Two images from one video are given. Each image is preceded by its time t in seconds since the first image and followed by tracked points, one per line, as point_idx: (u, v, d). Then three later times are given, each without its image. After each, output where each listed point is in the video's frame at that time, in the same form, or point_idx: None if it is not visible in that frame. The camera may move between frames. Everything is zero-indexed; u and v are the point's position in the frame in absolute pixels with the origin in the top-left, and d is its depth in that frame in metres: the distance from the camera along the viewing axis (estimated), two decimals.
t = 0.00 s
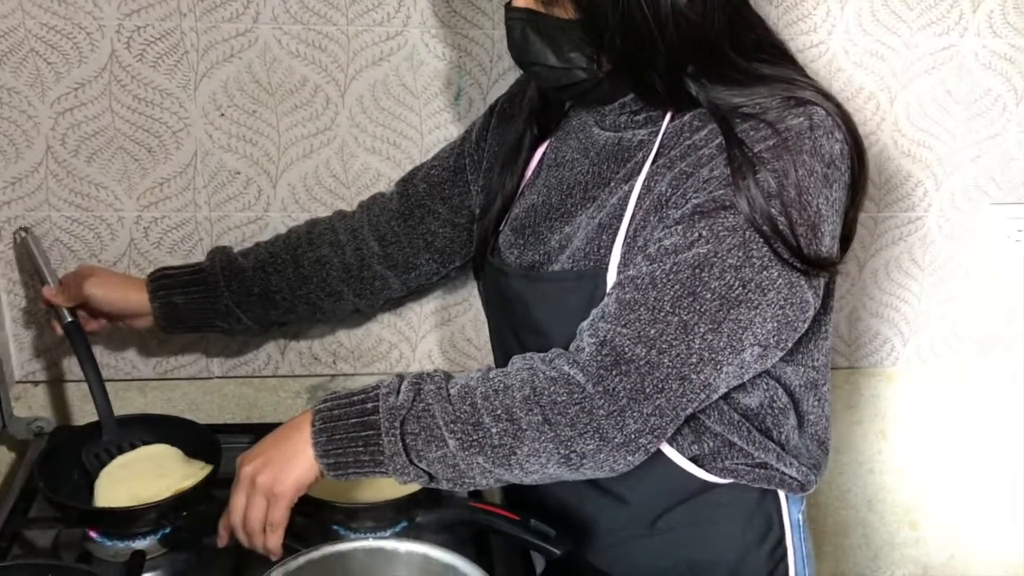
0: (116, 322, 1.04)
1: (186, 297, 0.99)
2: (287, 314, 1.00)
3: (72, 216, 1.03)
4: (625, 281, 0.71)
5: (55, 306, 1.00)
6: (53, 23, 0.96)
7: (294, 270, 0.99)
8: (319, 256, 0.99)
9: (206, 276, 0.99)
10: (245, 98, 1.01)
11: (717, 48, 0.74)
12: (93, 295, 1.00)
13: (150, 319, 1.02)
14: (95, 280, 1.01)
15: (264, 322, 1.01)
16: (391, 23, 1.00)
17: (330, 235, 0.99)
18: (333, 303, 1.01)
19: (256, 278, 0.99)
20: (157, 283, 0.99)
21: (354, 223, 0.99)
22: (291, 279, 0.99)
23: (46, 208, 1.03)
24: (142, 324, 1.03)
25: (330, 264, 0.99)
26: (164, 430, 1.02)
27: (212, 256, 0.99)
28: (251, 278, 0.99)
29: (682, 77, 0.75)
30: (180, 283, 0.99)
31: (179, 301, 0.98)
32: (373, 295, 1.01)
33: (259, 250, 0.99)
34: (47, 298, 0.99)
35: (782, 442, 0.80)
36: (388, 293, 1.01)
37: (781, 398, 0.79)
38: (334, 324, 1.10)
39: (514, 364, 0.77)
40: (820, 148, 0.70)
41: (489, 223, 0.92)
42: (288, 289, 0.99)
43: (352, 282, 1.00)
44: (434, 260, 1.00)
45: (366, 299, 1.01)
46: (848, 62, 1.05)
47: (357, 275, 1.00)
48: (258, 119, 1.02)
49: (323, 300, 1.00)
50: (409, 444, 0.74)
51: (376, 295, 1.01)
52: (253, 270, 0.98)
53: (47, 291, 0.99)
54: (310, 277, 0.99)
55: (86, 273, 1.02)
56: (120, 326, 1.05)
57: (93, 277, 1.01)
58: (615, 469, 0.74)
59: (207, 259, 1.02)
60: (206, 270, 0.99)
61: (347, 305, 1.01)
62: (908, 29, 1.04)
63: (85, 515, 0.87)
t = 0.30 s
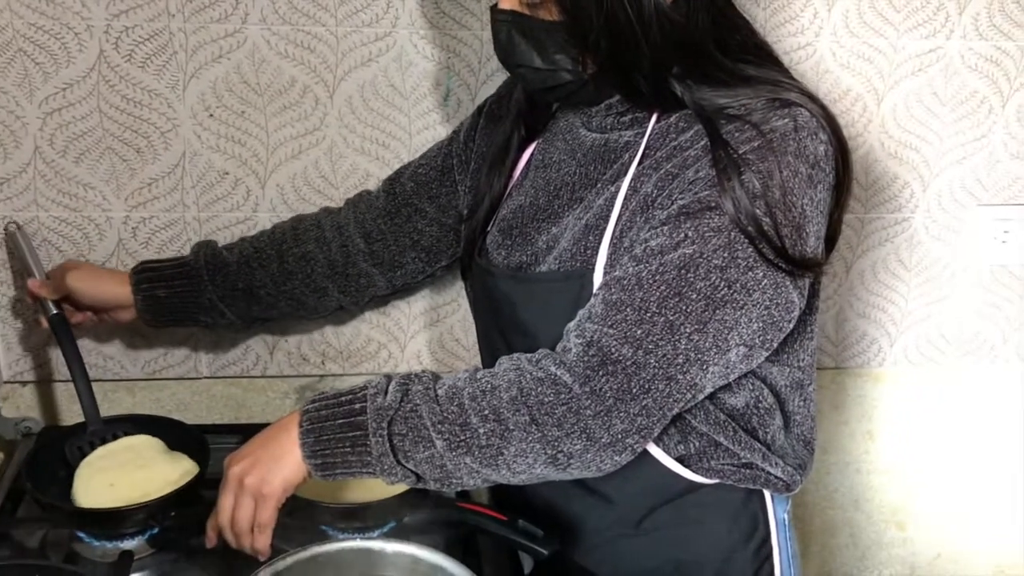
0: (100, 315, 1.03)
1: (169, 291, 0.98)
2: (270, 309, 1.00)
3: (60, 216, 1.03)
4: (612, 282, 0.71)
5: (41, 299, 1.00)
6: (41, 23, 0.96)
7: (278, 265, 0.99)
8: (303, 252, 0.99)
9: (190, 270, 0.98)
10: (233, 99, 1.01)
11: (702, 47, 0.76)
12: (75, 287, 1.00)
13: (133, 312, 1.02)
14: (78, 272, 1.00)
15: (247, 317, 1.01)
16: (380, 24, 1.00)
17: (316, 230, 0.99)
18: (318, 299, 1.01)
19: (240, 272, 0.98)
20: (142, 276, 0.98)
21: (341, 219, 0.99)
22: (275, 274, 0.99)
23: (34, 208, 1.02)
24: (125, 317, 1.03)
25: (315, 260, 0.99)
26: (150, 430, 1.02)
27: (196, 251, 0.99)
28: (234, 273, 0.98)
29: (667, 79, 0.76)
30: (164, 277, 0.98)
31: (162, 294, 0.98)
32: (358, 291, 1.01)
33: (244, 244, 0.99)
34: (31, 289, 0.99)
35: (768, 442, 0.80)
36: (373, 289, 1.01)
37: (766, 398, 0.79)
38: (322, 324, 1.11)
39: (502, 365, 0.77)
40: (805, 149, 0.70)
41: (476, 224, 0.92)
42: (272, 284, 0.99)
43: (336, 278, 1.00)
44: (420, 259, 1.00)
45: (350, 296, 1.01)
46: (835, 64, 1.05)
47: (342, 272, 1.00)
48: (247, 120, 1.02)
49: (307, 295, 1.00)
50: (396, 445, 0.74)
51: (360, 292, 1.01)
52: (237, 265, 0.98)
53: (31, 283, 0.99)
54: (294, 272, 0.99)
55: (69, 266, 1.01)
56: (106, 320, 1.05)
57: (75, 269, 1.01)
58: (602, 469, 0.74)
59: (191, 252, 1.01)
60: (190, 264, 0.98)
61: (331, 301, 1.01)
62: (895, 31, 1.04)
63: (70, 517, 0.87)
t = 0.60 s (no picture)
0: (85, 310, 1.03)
1: (155, 287, 0.98)
2: (256, 306, 1.01)
3: (51, 218, 1.03)
4: (601, 285, 0.71)
5: (27, 293, 0.99)
6: (31, 25, 0.96)
7: (265, 263, 0.99)
8: (291, 250, 0.99)
9: (176, 267, 0.98)
10: (224, 101, 1.01)
11: (692, 54, 0.76)
12: (61, 283, 0.99)
13: (120, 308, 1.02)
14: (65, 267, 1.00)
15: (233, 314, 1.01)
16: (370, 27, 1.00)
17: (303, 227, 0.99)
18: (305, 297, 1.01)
19: (228, 269, 0.99)
20: (128, 272, 0.98)
21: (329, 217, 0.99)
22: (262, 271, 0.99)
23: (24, 210, 1.02)
24: (111, 313, 1.02)
25: (303, 257, 0.99)
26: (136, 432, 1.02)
27: (183, 248, 0.99)
28: (221, 271, 0.98)
29: (657, 82, 0.76)
30: (150, 274, 0.98)
31: (148, 291, 0.98)
32: (346, 289, 1.01)
33: (230, 242, 0.99)
34: (18, 284, 0.98)
35: (756, 443, 0.81)
36: (360, 288, 1.01)
37: (755, 399, 0.80)
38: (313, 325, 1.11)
39: (493, 368, 0.77)
40: (794, 152, 0.71)
41: (466, 227, 0.92)
42: (260, 281, 0.99)
43: (324, 276, 1.00)
44: (409, 258, 1.00)
45: (337, 294, 1.01)
46: (823, 67, 1.06)
47: (329, 270, 1.00)
48: (237, 122, 1.02)
49: (294, 293, 1.00)
50: (389, 451, 0.74)
51: (348, 290, 1.01)
52: (224, 262, 0.98)
53: (19, 278, 0.97)
54: (281, 269, 0.99)
55: (56, 260, 1.01)
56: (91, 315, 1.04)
57: (61, 264, 1.00)
58: (593, 470, 0.74)
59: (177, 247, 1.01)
60: (176, 261, 0.98)
61: (319, 299, 1.01)
62: (882, 35, 1.05)
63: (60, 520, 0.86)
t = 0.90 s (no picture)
0: (77, 307, 1.03)
1: (147, 283, 0.98)
2: (249, 303, 1.00)
3: (46, 219, 1.03)
4: (604, 284, 0.71)
5: (18, 290, 0.99)
6: (26, 26, 0.96)
7: (258, 260, 0.99)
8: (283, 247, 0.99)
9: (167, 264, 0.98)
10: (219, 102, 1.01)
11: (692, 55, 0.77)
12: (52, 279, 0.99)
13: (112, 304, 1.01)
14: (55, 264, 0.99)
15: (225, 312, 1.00)
16: (365, 28, 1.01)
17: (297, 224, 0.99)
18: (297, 295, 1.01)
19: (220, 266, 0.98)
20: (119, 268, 0.98)
21: (324, 214, 0.99)
22: (255, 269, 0.99)
23: (19, 211, 1.02)
24: (103, 310, 1.02)
25: (295, 255, 0.99)
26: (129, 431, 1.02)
27: (175, 245, 0.98)
28: (214, 268, 0.98)
29: (658, 83, 0.77)
30: (140, 269, 0.98)
31: (140, 288, 0.98)
32: (338, 287, 1.01)
33: (223, 239, 0.99)
34: (9, 280, 0.98)
35: (755, 441, 0.81)
36: (353, 286, 1.01)
37: (753, 398, 0.80)
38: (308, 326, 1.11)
39: (498, 366, 0.77)
40: (794, 151, 0.71)
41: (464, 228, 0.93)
42: (251, 278, 0.99)
43: (317, 274, 1.00)
44: (403, 257, 1.01)
45: (330, 292, 1.01)
46: (815, 69, 1.07)
47: (322, 268, 1.00)
48: (233, 123, 1.02)
49: (286, 291, 1.00)
50: (393, 446, 0.74)
51: (340, 288, 1.01)
52: (216, 259, 0.98)
53: (9, 275, 0.98)
54: (274, 267, 0.99)
55: (46, 258, 1.00)
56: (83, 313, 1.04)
57: (52, 261, 1.00)
58: (597, 467, 0.75)
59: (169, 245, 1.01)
60: (169, 258, 0.98)
61: (311, 297, 1.01)
62: (875, 37, 1.06)
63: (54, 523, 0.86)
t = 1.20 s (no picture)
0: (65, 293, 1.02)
1: (136, 268, 0.97)
2: (237, 294, 1.00)
3: (39, 221, 1.02)
4: (613, 282, 0.71)
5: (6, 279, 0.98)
6: (19, 28, 0.95)
7: (248, 251, 0.98)
8: (275, 239, 0.98)
9: (157, 250, 0.97)
10: (212, 105, 1.01)
11: (695, 55, 0.77)
12: (39, 265, 0.97)
13: (101, 289, 1.00)
14: (42, 249, 0.98)
15: (213, 301, 1.00)
16: (358, 31, 1.00)
17: (289, 217, 0.99)
18: (286, 288, 1.00)
19: (210, 255, 0.98)
20: (108, 254, 0.97)
21: (316, 208, 0.99)
22: (245, 259, 0.98)
23: (12, 213, 1.02)
24: (92, 295, 1.01)
25: (287, 248, 0.99)
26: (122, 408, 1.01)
27: (166, 232, 0.98)
28: (204, 256, 0.97)
29: (662, 81, 0.77)
30: (130, 254, 0.97)
31: (129, 273, 0.97)
32: (328, 283, 1.01)
33: (214, 228, 0.99)
34: None
35: (751, 441, 0.81)
36: (344, 283, 1.01)
37: (751, 397, 0.81)
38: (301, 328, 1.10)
39: (511, 358, 0.77)
40: (798, 147, 0.72)
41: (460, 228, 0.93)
42: (241, 269, 0.99)
43: (308, 268, 1.00)
44: (394, 254, 1.00)
45: (319, 287, 1.01)
46: (807, 72, 1.08)
47: (313, 262, 0.99)
48: (226, 125, 1.02)
49: (276, 284, 1.00)
50: (403, 429, 0.74)
51: (330, 283, 1.01)
52: (206, 248, 0.97)
53: None
54: (264, 258, 0.99)
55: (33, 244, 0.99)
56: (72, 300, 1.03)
57: (38, 247, 0.98)
58: (604, 463, 0.75)
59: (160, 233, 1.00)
60: (158, 244, 0.97)
61: (300, 292, 1.01)
62: (867, 40, 1.06)
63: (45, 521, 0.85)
